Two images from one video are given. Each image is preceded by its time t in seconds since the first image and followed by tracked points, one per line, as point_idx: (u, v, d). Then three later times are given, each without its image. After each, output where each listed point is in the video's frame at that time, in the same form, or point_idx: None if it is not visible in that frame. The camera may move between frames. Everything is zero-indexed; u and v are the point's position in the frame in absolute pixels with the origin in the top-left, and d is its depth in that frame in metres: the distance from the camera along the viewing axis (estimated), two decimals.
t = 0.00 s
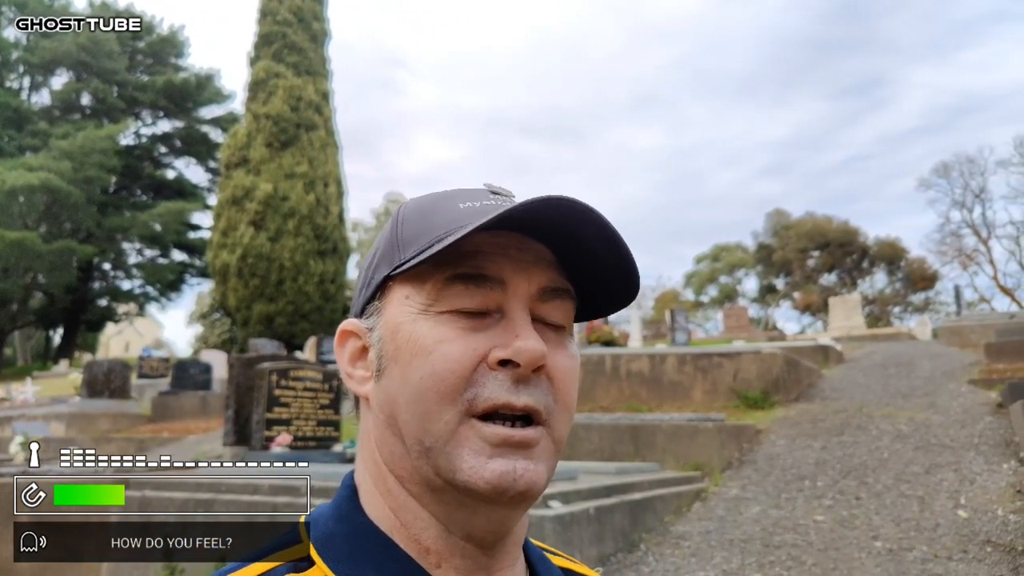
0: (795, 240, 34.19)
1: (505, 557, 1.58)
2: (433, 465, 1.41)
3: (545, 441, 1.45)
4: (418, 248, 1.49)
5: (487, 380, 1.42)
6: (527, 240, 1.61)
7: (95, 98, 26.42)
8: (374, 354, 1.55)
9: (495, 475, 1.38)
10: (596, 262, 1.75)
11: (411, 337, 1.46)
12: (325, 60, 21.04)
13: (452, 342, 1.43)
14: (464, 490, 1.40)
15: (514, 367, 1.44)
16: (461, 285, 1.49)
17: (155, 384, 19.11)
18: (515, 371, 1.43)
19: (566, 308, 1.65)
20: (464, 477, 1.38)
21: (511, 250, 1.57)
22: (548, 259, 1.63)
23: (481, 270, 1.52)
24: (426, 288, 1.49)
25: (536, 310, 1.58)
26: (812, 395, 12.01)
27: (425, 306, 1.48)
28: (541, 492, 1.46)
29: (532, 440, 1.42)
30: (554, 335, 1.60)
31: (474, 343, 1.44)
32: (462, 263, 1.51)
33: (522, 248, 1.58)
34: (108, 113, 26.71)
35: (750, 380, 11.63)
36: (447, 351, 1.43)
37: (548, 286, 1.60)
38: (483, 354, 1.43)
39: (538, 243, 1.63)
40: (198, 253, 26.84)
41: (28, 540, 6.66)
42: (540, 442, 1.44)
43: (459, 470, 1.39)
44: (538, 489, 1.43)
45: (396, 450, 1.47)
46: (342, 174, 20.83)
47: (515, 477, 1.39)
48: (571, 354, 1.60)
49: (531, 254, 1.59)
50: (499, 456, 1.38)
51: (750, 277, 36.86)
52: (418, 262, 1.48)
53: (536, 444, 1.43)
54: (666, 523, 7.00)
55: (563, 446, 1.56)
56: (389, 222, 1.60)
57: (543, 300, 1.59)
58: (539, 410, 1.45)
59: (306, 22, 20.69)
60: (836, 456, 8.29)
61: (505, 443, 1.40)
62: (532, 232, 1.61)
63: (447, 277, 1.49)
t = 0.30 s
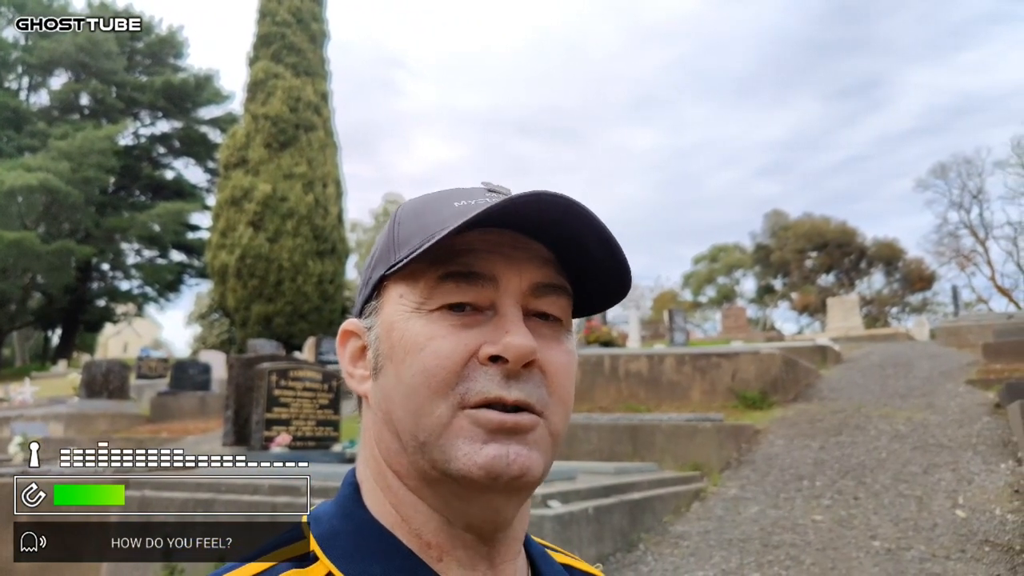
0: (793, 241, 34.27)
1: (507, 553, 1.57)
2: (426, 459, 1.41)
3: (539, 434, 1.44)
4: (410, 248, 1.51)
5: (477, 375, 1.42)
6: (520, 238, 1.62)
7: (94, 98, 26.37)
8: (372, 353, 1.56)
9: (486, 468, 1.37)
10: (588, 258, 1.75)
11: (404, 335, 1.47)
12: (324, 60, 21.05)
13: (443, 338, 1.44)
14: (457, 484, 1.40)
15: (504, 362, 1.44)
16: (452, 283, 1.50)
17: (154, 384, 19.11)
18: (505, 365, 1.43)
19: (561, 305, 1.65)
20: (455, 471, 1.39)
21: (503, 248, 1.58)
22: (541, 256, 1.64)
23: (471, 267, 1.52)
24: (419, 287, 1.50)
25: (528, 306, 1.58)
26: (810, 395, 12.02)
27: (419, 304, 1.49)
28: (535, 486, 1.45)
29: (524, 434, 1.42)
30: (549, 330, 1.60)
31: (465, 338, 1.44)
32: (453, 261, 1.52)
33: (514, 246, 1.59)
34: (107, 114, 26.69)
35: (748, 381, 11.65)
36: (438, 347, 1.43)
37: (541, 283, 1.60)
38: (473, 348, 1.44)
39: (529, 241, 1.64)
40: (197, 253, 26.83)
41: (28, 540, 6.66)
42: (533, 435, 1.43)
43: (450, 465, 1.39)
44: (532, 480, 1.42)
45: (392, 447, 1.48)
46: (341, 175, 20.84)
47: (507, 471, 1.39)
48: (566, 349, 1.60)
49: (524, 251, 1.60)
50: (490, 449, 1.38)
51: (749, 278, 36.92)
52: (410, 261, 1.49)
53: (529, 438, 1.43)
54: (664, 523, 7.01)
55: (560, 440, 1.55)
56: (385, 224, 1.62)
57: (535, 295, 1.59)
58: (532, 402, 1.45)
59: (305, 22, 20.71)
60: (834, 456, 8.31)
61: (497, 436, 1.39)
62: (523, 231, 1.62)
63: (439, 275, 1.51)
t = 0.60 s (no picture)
0: (791, 242, 34.33)
1: (502, 550, 1.57)
2: (408, 456, 1.42)
3: (520, 428, 1.44)
4: (388, 246, 1.53)
5: (454, 370, 1.42)
6: (497, 230, 1.63)
7: (92, 99, 26.32)
8: (360, 353, 1.58)
9: (465, 466, 1.38)
10: (572, 250, 1.74)
11: (385, 333, 1.49)
12: (322, 62, 21.09)
13: (420, 334, 1.46)
14: (438, 481, 1.41)
15: (479, 356, 1.44)
16: (429, 279, 1.51)
17: (152, 386, 19.09)
18: (481, 360, 1.44)
19: (546, 296, 1.63)
20: (436, 467, 1.39)
21: (479, 240, 1.59)
22: (522, 247, 1.64)
23: (448, 263, 1.54)
24: (398, 284, 1.53)
25: (509, 300, 1.58)
26: (809, 396, 12.02)
27: (398, 302, 1.51)
28: (519, 481, 1.44)
29: (504, 428, 1.42)
30: (534, 323, 1.59)
31: (441, 334, 1.45)
32: (432, 257, 1.54)
33: (491, 239, 1.60)
34: (105, 115, 26.69)
35: (747, 382, 11.64)
36: (415, 343, 1.45)
37: (522, 276, 1.60)
38: (450, 344, 1.45)
39: (508, 233, 1.64)
40: (195, 254, 26.83)
41: (28, 540, 6.67)
42: (512, 429, 1.43)
43: (430, 461, 1.39)
44: (514, 475, 1.42)
45: (379, 445, 1.49)
46: (339, 176, 20.86)
47: (485, 466, 1.39)
48: (552, 342, 1.59)
49: (502, 244, 1.60)
50: (467, 445, 1.38)
51: (747, 279, 36.97)
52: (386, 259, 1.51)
53: (509, 433, 1.42)
54: (663, 524, 7.01)
55: (547, 435, 1.54)
56: (373, 228, 1.65)
57: (517, 289, 1.58)
58: (511, 397, 1.45)
59: (303, 24, 20.73)
60: (833, 457, 8.31)
61: (475, 433, 1.40)
62: (501, 223, 1.63)
63: (416, 271, 1.52)
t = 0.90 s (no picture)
0: (789, 244, 34.40)
1: (505, 553, 1.57)
2: (416, 462, 1.42)
3: (526, 434, 1.44)
4: (394, 248, 1.53)
5: (461, 375, 1.42)
6: (503, 232, 1.63)
7: (90, 100, 26.22)
8: (364, 354, 1.58)
9: (472, 471, 1.38)
10: (574, 254, 1.74)
11: (390, 336, 1.49)
12: (321, 63, 21.10)
13: (426, 339, 1.46)
14: (443, 486, 1.41)
15: (486, 362, 1.44)
16: (434, 283, 1.51)
17: (150, 388, 19.07)
18: (488, 365, 1.44)
19: (551, 298, 1.63)
20: (444, 473, 1.39)
21: (484, 242, 1.58)
22: (527, 249, 1.63)
23: (453, 266, 1.53)
24: (404, 286, 1.53)
25: (513, 303, 1.58)
26: (807, 398, 12.02)
27: (403, 305, 1.51)
28: (525, 487, 1.44)
29: (510, 435, 1.42)
30: (540, 326, 1.58)
31: (447, 339, 1.45)
32: (436, 261, 1.54)
33: (496, 240, 1.60)
34: (103, 116, 26.67)
35: (745, 383, 11.65)
36: (421, 348, 1.45)
37: (527, 278, 1.59)
38: (455, 349, 1.45)
39: (513, 234, 1.64)
40: (193, 255, 26.84)
41: (28, 540, 6.66)
42: (519, 435, 1.43)
43: (438, 467, 1.39)
44: (521, 480, 1.42)
45: (382, 448, 1.49)
46: (338, 178, 20.88)
47: (494, 473, 1.39)
48: (556, 344, 1.59)
49: (507, 245, 1.60)
50: (474, 452, 1.39)
51: (745, 281, 37.02)
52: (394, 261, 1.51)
53: (516, 438, 1.43)
54: (662, 526, 7.01)
55: (553, 438, 1.54)
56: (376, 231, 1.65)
57: (523, 291, 1.58)
58: (518, 402, 1.45)
59: (302, 25, 20.73)
60: (831, 458, 8.32)
61: (481, 438, 1.40)
62: (506, 225, 1.63)
63: (422, 274, 1.52)
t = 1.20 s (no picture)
0: (787, 247, 34.45)
1: (500, 556, 1.57)
2: (401, 467, 1.42)
3: (512, 434, 1.44)
4: (371, 254, 1.54)
5: (441, 377, 1.42)
6: (480, 231, 1.63)
7: (88, 102, 26.16)
8: (352, 362, 1.59)
9: (457, 475, 1.38)
10: (557, 251, 1.73)
11: (373, 342, 1.50)
12: (319, 66, 21.12)
13: (406, 342, 1.46)
14: (430, 490, 1.41)
15: (465, 361, 1.44)
16: (412, 285, 1.52)
17: (148, 391, 18.99)
18: (467, 364, 1.43)
19: (533, 295, 1.63)
20: (428, 478, 1.39)
21: (460, 241, 1.59)
22: (506, 247, 1.64)
23: (430, 268, 1.54)
24: (384, 293, 1.54)
25: (494, 302, 1.57)
26: (805, 401, 12.02)
27: (384, 310, 1.52)
28: (512, 487, 1.44)
29: (495, 436, 1.42)
30: (522, 322, 1.58)
31: (426, 341, 1.45)
32: (414, 263, 1.55)
33: (473, 240, 1.60)
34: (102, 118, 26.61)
35: (743, 387, 11.65)
36: (400, 351, 1.45)
37: (507, 276, 1.59)
38: (435, 351, 1.45)
39: (491, 232, 1.64)
40: (191, 258, 26.97)
41: (29, 540, 6.62)
42: (505, 436, 1.43)
43: (422, 471, 1.39)
44: (508, 482, 1.41)
45: (372, 455, 1.49)
46: (336, 181, 20.91)
47: (478, 473, 1.38)
48: (541, 342, 1.59)
49: (484, 244, 1.61)
50: (459, 454, 1.38)
51: (743, 284, 37.05)
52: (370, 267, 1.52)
53: (501, 438, 1.42)
54: (660, 529, 7.00)
55: (541, 437, 1.54)
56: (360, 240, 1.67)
57: (503, 289, 1.58)
58: (500, 402, 1.45)
59: (300, 28, 20.73)
60: (829, 462, 8.31)
61: (465, 440, 1.40)
62: (483, 225, 1.63)
63: (400, 279, 1.53)
